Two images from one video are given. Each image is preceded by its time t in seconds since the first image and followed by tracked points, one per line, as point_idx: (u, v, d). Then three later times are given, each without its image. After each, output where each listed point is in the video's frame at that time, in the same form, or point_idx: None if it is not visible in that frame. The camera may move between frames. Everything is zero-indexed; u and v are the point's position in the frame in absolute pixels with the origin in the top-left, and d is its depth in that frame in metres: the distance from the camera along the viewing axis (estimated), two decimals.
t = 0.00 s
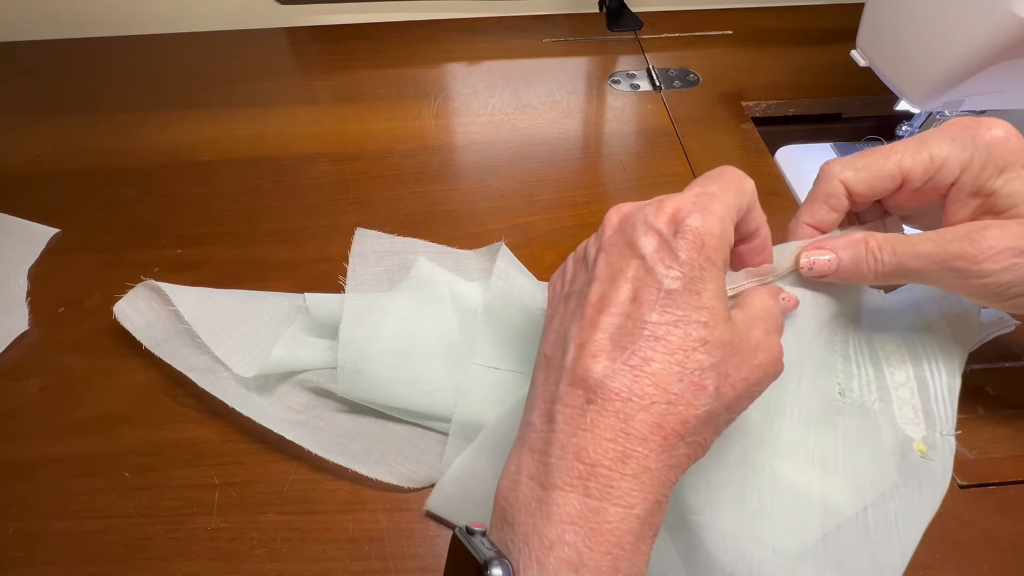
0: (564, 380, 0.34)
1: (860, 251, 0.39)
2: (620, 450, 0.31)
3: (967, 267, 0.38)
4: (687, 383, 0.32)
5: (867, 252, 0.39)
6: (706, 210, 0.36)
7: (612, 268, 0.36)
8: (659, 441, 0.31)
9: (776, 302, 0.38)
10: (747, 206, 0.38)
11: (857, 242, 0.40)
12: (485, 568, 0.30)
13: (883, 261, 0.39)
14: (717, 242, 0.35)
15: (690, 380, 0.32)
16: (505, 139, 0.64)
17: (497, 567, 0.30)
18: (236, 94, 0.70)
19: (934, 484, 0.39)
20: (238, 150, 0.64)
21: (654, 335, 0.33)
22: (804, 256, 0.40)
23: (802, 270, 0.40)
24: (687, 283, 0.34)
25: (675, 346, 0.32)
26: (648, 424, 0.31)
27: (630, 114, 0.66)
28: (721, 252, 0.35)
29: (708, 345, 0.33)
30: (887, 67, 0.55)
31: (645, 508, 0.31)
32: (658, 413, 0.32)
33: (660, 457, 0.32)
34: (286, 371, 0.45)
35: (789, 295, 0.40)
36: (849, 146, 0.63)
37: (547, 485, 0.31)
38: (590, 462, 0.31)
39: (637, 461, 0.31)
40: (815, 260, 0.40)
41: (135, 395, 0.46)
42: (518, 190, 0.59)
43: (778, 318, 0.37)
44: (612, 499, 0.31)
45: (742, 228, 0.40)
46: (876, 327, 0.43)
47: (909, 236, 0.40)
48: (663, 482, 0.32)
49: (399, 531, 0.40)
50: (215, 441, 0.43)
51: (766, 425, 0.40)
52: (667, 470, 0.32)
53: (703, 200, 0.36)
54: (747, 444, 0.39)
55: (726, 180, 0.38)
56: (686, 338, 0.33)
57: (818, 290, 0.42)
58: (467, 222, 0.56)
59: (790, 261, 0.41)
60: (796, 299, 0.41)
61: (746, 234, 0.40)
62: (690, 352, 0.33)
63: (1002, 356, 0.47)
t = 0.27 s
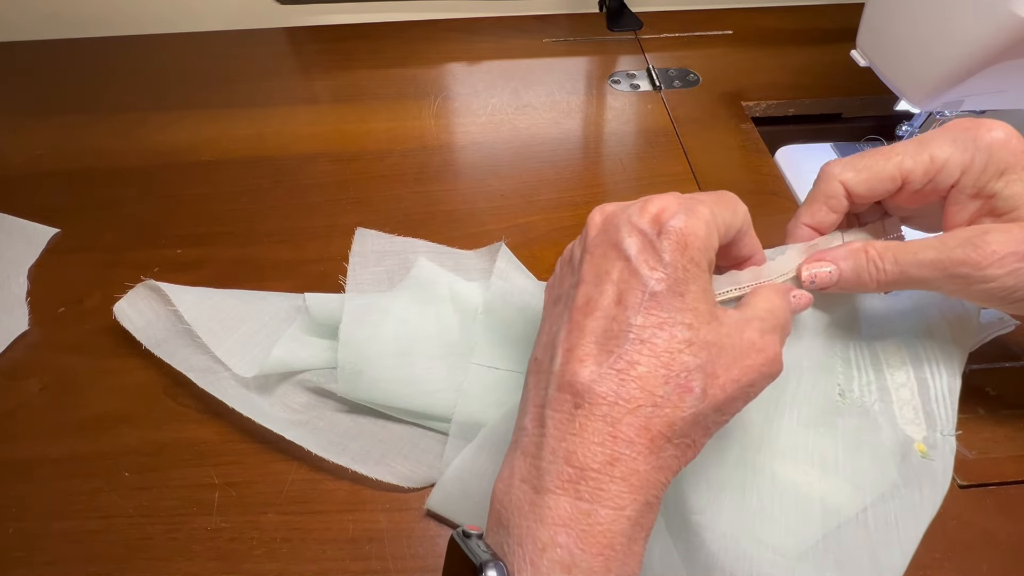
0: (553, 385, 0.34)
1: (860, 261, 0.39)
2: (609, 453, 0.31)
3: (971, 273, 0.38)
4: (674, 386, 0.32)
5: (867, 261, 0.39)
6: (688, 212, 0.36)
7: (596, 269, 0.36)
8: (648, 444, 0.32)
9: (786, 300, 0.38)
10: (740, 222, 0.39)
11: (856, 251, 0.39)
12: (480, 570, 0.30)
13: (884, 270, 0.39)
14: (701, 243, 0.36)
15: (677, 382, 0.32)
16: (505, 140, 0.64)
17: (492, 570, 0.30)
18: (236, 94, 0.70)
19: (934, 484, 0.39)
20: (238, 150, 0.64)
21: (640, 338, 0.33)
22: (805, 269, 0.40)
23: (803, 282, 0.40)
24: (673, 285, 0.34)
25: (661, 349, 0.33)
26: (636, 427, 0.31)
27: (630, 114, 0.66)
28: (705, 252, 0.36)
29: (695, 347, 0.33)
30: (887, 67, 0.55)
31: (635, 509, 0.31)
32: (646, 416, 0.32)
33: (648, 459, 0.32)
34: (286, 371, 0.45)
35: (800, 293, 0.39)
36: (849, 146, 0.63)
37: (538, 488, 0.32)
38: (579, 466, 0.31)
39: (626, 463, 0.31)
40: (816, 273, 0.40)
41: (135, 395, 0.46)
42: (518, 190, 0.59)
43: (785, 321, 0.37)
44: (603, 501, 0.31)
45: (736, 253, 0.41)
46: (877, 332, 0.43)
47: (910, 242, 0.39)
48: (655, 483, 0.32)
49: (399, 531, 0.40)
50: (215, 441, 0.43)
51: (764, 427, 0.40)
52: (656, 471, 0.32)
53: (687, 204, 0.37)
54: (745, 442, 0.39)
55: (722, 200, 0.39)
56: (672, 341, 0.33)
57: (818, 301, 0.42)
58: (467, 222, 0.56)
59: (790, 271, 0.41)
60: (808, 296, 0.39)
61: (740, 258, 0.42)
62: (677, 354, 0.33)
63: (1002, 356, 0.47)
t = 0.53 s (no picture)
0: (547, 392, 0.34)
1: (860, 255, 0.39)
2: (603, 459, 0.31)
3: (970, 270, 0.38)
4: (665, 390, 0.32)
5: (867, 256, 0.39)
6: (673, 215, 0.36)
7: (585, 275, 0.36)
8: (642, 447, 0.32)
9: (779, 294, 0.38)
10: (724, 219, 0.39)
11: (856, 246, 0.39)
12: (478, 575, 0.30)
13: (884, 265, 0.39)
14: (687, 245, 0.35)
15: (668, 387, 0.32)
16: (505, 140, 0.64)
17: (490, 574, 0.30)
18: (236, 94, 0.70)
19: (934, 485, 0.39)
20: (237, 150, 0.64)
21: (630, 343, 0.33)
22: (804, 262, 0.40)
23: (802, 276, 0.40)
24: (662, 289, 0.34)
25: (652, 354, 0.33)
26: (629, 431, 0.32)
27: (630, 114, 0.66)
28: (693, 254, 0.35)
29: (685, 350, 0.33)
30: (887, 67, 0.55)
31: (632, 513, 0.32)
32: (639, 421, 0.32)
33: (643, 463, 0.32)
34: (286, 371, 0.45)
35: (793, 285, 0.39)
36: (849, 146, 0.63)
37: (535, 494, 0.32)
38: (574, 473, 0.31)
39: (620, 468, 0.31)
40: (816, 266, 0.40)
41: (134, 395, 0.46)
42: (518, 190, 0.59)
43: (778, 318, 0.37)
44: (599, 506, 0.31)
45: (721, 253, 0.41)
46: (876, 330, 0.43)
47: (911, 239, 0.40)
48: (650, 486, 0.32)
49: (399, 531, 0.40)
50: (215, 441, 0.43)
51: (764, 426, 0.40)
52: (651, 475, 0.32)
53: (672, 206, 0.37)
54: (741, 440, 0.39)
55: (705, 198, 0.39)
56: (663, 345, 0.33)
57: (818, 296, 0.42)
58: (467, 223, 0.56)
59: (791, 264, 0.41)
60: (801, 289, 0.39)
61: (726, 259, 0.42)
62: (668, 358, 0.33)
63: (1001, 356, 0.47)
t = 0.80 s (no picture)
0: (542, 394, 0.34)
1: (860, 253, 0.39)
2: (600, 458, 0.32)
3: (970, 269, 0.38)
4: (660, 389, 0.32)
5: (867, 255, 0.39)
6: (664, 214, 0.36)
7: (577, 275, 0.36)
8: (637, 446, 0.32)
9: (771, 289, 0.38)
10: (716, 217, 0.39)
11: (857, 244, 0.40)
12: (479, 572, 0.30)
13: (884, 264, 0.39)
14: (679, 244, 0.35)
15: (663, 386, 0.32)
16: (505, 140, 0.64)
17: (490, 571, 0.30)
18: (236, 94, 0.70)
19: (934, 485, 0.39)
20: (238, 150, 0.64)
21: (624, 343, 0.33)
22: (803, 260, 0.40)
23: (802, 274, 0.40)
24: (654, 288, 0.34)
25: (646, 354, 0.33)
26: (625, 431, 0.32)
27: (630, 114, 0.66)
28: (685, 252, 0.35)
29: (679, 348, 0.33)
30: (887, 67, 0.55)
31: (629, 510, 0.32)
32: (635, 421, 0.32)
33: (639, 461, 0.32)
34: (286, 371, 0.45)
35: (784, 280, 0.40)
36: (849, 146, 0.63)
37: (534, 493, 0.32)
38: (571, 472, 0.31)
39: (616, 467, 0.32)
40: (815, 264, 0.40)
41: (135, 396, 0.46)
42: (518, 190, 0.59)
43: (773, 313, 0.37)
44: (597, 504, 0.31)
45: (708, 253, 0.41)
46: (876, 328, 0.43)
47: (912, 238, 0.39)
48: (646, 484, 0.32)
49: (399, 531, 0.40)
50: (215, 441, 0.43)
51: (763, 426, 0.40)
52: (647, 472, 0.32)
53: (662, 206, 0.36)
54: (739, 436, 0.39)
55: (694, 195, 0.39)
56: (658, 344, 0.33)
57: (819, 294, 0.42)
58: (467, 223, 0.56)
59: (791, 263, 0.41)
60: (792, 284, 0.40)
61: (712, 261, 0.41)
62: (663, 357, 0.33)
63: (1002, 356, 0.47)
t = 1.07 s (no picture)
0: (538, 399, 0.34)
1: (860, 253, 0.39)
2: (596, 462, 0.32)
3: (972, 270, 0.38)
4: (655, 395, 0.32)
5: (867, 254, 0.39)
6: (659, 219, 0.35)
7: (572, 279, 0.36)
8: (633, 451, 0.32)
9: (778, 288, 0.38)
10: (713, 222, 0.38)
11: (857, 244, 0.40)
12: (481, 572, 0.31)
13: (884, 264, 0.39)
14: (674, 251, 0.35)
15: (658, 391, 0.33)
16: (505, 140, 0.64)
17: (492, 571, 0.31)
18: (236, 94, 0.70)
19: (935, 484, 0.39)
20: (238, 150, 0.64)
21: (619, 350, 0.33)
22: (803, 260, 0.40)
23: (802, 274, 0.41)
24: (648, 296, 0.34)
25: (640, 360, 0.33)
26: (621, 436, 0.32)
27: (630, 114, 0.66)
28: (679, 258, 0.35)
29: (675, 354, 0.33)
30: (887, 68, 0.55)
31: (626, 511, 0.32)
32: (630, 426, 0.32)
33: (636, 465, 0.32)
34: (286, 371, 0.45)
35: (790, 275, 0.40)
36: (849, 146, 0.63)
37: (531, 494, 0.32)
38: (568, 475, 0.32)
39: (612, 471, 0.32)
40: (815, 264, 0.40)
41: (135, 396, 0.46)
42: (518, 190, 0.59)
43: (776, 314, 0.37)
44: (595, 506, 0.31)
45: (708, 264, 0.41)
46: (877, 329, 0.43)
47: (913, 238, 0.39)
48: (642, 488, 0.33)
49: (399, 531, 0.40)
50: (215, 441, 0.43)
51: (763, 426, 0.40)
52: (644, 475, 0.33)
53: (656, 211, 0.36)
54: (737, 434, 0.39)
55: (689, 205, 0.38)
56: (653, 350, 0.33)
57: (820, 294, 0.42)
58: (467, 223, 0.56)
59: (791, 263, 0.41)
60: (798, 279, 0.40)
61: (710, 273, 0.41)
62: (658, 363, 0.33)
63: (1002, 356, 0.47)
